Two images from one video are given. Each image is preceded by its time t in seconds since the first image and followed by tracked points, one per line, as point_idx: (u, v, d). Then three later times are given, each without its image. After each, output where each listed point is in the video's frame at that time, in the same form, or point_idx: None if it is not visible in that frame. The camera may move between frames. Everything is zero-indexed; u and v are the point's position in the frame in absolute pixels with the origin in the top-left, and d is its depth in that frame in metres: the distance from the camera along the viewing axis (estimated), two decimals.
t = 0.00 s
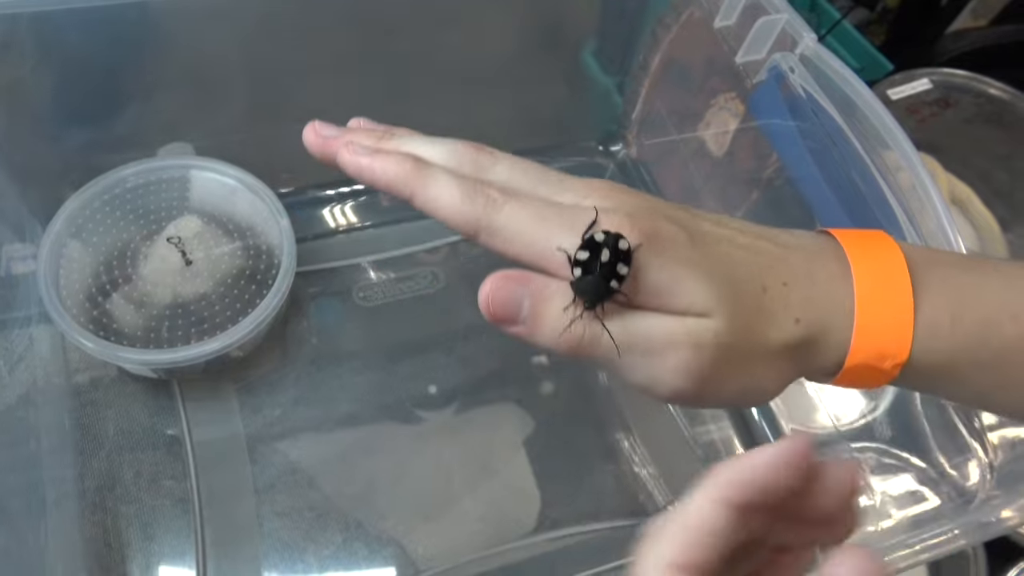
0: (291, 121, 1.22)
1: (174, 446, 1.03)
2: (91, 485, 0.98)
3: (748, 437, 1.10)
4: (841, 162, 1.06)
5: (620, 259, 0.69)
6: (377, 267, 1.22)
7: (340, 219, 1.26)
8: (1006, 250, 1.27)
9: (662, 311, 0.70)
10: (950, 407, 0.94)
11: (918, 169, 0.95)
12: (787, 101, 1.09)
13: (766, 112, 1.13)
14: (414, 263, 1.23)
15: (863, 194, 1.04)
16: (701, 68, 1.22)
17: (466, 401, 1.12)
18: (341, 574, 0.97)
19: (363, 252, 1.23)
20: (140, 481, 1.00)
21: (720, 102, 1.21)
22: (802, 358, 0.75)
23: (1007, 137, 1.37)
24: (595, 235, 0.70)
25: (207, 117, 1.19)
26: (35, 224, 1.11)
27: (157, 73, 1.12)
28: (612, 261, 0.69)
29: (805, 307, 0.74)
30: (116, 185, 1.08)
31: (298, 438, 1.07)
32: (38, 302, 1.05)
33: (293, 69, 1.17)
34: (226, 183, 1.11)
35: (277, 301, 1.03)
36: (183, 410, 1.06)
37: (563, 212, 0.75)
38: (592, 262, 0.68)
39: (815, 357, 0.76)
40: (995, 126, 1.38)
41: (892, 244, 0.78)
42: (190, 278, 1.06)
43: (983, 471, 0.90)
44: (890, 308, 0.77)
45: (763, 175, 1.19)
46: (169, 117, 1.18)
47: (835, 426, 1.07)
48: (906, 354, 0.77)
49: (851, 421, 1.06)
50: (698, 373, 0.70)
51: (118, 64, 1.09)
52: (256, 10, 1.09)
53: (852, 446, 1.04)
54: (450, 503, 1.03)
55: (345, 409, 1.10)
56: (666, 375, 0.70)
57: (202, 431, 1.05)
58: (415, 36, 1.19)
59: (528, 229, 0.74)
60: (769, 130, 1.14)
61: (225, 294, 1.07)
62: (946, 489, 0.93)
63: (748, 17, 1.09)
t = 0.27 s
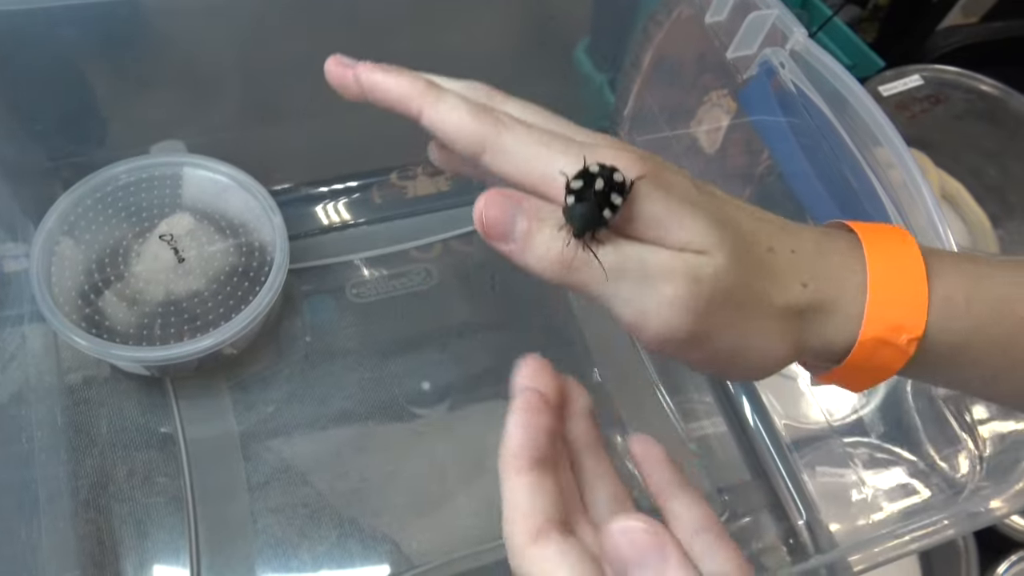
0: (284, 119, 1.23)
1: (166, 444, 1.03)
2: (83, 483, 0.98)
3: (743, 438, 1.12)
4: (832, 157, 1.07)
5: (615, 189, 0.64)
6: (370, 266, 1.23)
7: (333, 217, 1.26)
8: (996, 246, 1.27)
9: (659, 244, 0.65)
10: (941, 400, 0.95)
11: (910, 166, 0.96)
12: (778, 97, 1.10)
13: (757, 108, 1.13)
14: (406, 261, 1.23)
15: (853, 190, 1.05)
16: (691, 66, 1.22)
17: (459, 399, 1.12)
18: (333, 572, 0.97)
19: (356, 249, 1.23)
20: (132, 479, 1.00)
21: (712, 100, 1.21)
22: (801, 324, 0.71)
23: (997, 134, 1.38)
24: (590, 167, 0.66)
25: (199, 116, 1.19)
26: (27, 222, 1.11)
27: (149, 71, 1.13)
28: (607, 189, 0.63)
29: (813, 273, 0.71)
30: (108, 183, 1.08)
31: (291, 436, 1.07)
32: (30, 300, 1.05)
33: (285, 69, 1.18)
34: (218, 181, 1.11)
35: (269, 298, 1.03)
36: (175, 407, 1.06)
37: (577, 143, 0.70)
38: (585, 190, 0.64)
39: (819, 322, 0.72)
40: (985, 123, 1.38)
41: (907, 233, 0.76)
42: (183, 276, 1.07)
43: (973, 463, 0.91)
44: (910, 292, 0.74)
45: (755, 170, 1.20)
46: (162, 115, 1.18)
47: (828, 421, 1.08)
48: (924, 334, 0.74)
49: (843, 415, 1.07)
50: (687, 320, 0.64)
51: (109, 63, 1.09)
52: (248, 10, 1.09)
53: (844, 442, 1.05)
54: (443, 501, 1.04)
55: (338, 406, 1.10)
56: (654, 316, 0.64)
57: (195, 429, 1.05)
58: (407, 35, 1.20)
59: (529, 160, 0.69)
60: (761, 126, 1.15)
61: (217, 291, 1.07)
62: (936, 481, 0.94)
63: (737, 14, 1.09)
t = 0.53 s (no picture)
0: (273, 118, 1.23)
1: (155, 441, 1.03)
2: (72, 480, 0.98)
3: (731, 435, 1.13)
4: (819, 155, 1.07)
5: (574, 151, 0.70)
6: (359, 264, 1.23)
7: (322, 215, 1.27)
8: (983, 243, 1.28)
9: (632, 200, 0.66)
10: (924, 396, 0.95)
11: (895, 164, 0.96)
12: (765, 94, 1.10)
13: (744, 105, 1.14)
14: (395, 259, 1.23)
15: (839, 188, 1.05)
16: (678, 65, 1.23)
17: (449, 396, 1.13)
18: (323, 569, 0.97)
19: (345, 247, 1.24)
20: (121, 476, 1.00)
21: (699, 99, 1.22)
22: (781, 297, 0.74)
23: (982, 133, 1.39)
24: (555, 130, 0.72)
25: (187, 115, 1.19)
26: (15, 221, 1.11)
27: (136, 70, 1.13)
28: (564, 152, 0.70)
29: (789, 248, 0.75)
30: (96, 181, 1.08)
31: (281, 433, 1.07)
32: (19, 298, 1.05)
33: (274, 68, 1.18)
34: (206, 178, 1.11)
35: (258, 296, 1.03)
36: (165, 405, 1.06)
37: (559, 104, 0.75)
38: (546, 148, 0.71)
39: (801, 297, 0.75)
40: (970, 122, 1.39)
41: (889, 234, 0.80)
42: (171, 273, 1.07)
43: (956, 455, 0.92)
44: (892, 277, 0.77)
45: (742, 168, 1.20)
46: (150, 114, 1.18)
47: (815, 419, 1.09)
48: (912, 317, 0.77)
49: (830, 412, 1.07)
50: (658, 281, 0.66)
51: (96, 61, 1.09)
52: (236, 9, 1.10)
53: (832, 438, 1.06)
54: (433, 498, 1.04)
55: (327, 404, 1.10)
56: (624, 276, 0.66)
57: (184, 427, 1.05)
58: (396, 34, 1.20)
59: (510, 112, 0.74)
60: (748, 124, 1.16)
61: (206, 289, 1.08)
62: (920, 474, 0.95)
63: (723, 13, 1.10)
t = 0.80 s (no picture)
0: (270, 119, 1.23)
1: (153, 441, 1.04)
2: (70, 480, 0.98)
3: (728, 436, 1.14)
4: (814, 157, 1.08)
5: (567, 149, 0.73)
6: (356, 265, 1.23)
7: (319, 216, 1.27)
8: (978, 245, 1.29)
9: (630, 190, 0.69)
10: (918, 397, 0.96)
11: (889, 166, 0.96)
12: (760, 95, 1.11)
13: (739, 107, 1.14)
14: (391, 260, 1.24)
15: (835, 189, 1.06)
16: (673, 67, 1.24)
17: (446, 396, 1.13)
18: (320, 569, 0.97)
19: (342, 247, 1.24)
20: (119, 477, 1.00)
21: (695, 100, 1.23)
22: (780, 292, 0.75)
23: (976, 134, 1.40)
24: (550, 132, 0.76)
25: (184, 116, 1.20)
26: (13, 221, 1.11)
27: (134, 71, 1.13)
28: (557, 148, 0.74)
29: (784, 248, 0.77)
30: (94, 182, 1.08)
31: (278, 433, 1.07)
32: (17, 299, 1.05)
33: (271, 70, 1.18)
34: (204, 179, 1.12)
35: (255, 296, 1.03)
36: (162, 405, 1.07)
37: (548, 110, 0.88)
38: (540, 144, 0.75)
39: (796, 292, 0.76)
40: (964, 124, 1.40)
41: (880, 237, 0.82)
42: (169, 274, 1.07)
43: (949, 453, 0.92)
44: (886, 274, 0.78)
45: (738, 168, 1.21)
46: (148, 115, 1.18)
47: (811, 419, 1.10)
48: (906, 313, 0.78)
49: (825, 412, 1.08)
50: (660, 263, 0.67)
51: (93, 63, 1.10)
52: (233, 11, 1.10)
53: (827, 438, 1.07)
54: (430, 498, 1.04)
55: (325, 404, 1.10)
56: (625, 258, 0.67)
57: (182, 427, 1.06)
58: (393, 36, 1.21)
59: (509, 112, 0.89)
60: (743, 125, 1.16)
61: (203, 289, 1.08)
62: (915, 473, 0.95)
63: (719, 15, 1.10)
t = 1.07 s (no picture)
0: (271, 124, 1.24)
1: (155, 444, 1.04)
2: (72, 483, 0.99)
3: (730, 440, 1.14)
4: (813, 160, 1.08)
5: (557, 152, 0.76)
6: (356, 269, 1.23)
7: (319, 220, 1.27)
8: (976, 248, 1.29)
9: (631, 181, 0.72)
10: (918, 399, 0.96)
11: (888, 169, 0.97)
12: (759, 99, 1.11)
13: (739, 110, 1.15)
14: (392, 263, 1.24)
15: (834, 193, 1.06)
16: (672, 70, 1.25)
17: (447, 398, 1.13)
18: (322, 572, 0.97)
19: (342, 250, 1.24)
20: (121, 479, 1.00)
21: (694, 105, 1.23)
22: (779, 278, 0.78)
23: (974, 138, 1.40)
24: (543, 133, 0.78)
25: (185, 120, 1.20)
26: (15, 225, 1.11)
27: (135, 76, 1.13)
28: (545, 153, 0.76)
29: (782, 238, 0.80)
30: (97, 185, 1.09)
31: (279, 436, 1.07)
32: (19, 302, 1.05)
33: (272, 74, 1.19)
34: (206, 183, 1.12)
35: (257, 300, 1.04)
36: (164, 408, 1.07)
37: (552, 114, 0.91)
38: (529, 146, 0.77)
39: (796, 281, 0.78)
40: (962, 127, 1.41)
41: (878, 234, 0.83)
42: (171, 277, 1.07)
43: (949, 455, 0.92)
44: (883, 265, 0.79)
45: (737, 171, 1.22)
46: (149, 119, 1.18)
47: (811, 421, 1.10)
48: (903, 300, 0.78)
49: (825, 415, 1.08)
50: (660, 248, 0.71)
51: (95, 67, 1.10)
52: (235, 16, 1.10)
53: (827, 440, 1.07)
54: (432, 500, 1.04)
55: (326, 407, 1.10)
56: (629, 241, 0.71)
57: (184, 430, 1.06)
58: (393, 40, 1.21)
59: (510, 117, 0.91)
60: (743, 129, 1.17)
61: (206, 292, 1.08)
62: (915, 475, 0.96)
63: (718, 19, 1.11)
